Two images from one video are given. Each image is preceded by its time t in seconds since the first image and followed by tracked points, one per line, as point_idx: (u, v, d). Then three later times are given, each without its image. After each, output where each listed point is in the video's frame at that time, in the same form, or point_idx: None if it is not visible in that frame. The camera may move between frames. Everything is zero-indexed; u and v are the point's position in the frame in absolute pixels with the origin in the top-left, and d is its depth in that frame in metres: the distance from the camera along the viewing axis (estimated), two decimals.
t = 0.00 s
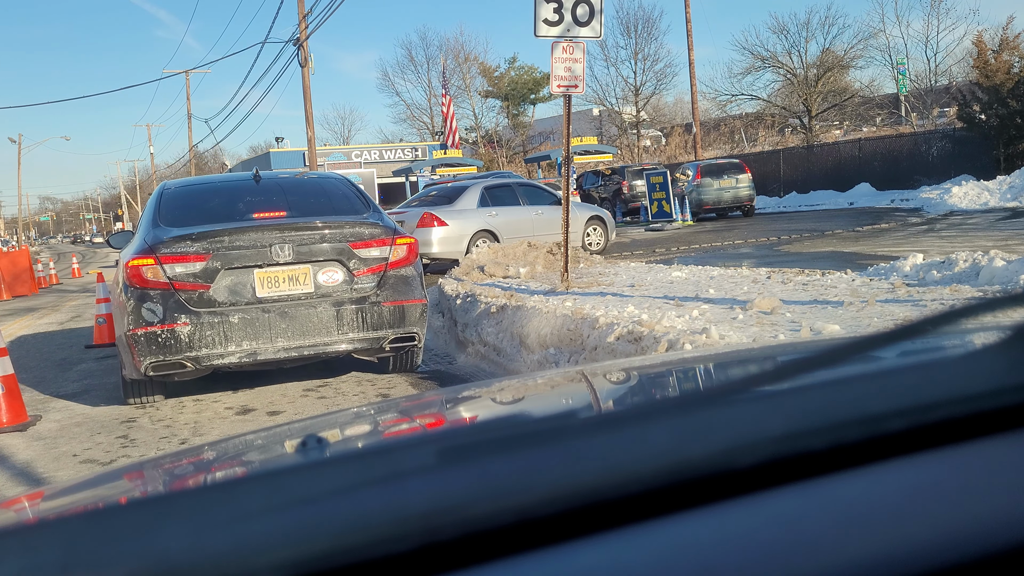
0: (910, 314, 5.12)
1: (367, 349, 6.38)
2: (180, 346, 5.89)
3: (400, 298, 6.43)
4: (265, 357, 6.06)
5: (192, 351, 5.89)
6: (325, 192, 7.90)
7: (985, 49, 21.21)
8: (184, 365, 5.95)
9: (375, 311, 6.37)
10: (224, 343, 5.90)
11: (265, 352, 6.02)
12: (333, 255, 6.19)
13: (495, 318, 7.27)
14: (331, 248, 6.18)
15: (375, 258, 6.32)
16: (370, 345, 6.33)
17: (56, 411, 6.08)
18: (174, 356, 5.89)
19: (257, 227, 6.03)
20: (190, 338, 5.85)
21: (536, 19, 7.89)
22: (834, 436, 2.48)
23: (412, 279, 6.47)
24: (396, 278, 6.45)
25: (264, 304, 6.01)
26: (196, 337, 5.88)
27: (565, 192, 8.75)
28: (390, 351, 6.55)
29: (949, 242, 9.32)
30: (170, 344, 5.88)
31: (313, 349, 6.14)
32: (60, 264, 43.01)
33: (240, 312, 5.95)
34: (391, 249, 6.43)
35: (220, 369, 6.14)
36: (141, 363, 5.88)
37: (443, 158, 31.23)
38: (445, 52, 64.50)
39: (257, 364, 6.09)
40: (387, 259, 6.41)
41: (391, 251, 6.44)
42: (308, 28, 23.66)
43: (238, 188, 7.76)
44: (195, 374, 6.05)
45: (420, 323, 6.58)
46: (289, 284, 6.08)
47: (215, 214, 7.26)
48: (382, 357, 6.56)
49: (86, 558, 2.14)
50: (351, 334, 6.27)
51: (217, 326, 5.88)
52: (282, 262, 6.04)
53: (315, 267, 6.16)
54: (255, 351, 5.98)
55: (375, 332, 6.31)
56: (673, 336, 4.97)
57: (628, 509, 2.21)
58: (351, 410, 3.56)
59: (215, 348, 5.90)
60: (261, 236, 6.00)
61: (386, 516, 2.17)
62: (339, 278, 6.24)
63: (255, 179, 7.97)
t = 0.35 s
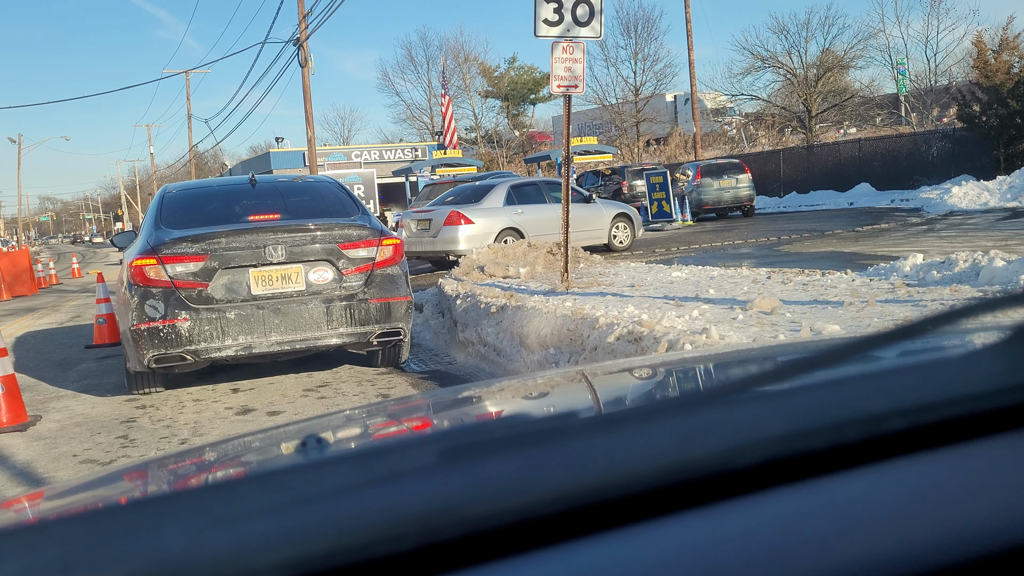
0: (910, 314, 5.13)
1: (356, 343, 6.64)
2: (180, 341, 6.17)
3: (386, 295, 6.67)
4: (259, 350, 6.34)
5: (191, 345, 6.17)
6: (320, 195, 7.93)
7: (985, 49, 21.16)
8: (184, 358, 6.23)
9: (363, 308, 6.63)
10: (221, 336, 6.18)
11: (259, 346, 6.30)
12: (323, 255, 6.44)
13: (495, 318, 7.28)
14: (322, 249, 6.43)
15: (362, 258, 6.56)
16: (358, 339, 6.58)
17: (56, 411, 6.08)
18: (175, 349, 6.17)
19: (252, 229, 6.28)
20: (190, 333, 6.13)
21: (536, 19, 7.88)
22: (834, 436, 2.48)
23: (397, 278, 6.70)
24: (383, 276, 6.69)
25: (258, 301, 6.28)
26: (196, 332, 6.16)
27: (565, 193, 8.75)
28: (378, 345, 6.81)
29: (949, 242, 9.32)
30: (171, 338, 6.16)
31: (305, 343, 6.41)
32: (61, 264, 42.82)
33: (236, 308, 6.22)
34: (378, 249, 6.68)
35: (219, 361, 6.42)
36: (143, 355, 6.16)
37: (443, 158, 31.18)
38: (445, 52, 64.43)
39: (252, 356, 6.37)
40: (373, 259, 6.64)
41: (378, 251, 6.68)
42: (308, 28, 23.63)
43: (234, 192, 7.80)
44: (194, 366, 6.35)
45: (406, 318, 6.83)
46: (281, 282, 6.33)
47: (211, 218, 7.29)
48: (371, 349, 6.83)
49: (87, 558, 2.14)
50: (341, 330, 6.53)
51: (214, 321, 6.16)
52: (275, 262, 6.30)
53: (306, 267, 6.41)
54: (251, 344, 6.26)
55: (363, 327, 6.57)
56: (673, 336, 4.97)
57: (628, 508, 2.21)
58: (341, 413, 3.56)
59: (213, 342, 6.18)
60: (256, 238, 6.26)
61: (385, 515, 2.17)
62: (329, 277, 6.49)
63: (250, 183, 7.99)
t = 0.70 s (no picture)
0: (910, 314, 5.14)
1: (345, 337, 6.92)
2: (180, 334, 6.46)
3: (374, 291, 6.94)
4: (254, 343, 6.61)
5: (190, 337, 6.45)
6: (317, 196, 7.95)
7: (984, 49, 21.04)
8: (184, 349, 6.52)
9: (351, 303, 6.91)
10: (218, 329, 6.46)
11: (255, 338, 6.58)
12: (313, 253, 6.72)
13: (495, 318, 7.28)
14: (312, 247, 6.71)
15: (351, 256, 6.84)
16: (347, 333, 6.86)
17: (56, 411, 6.09)
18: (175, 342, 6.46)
19: (247, 228, 6.58)
20: (188, 326, 6.42)
21: (536, 20, 7.88)
22: (834, 436, 2.48)
23: (384, 275, 6.99)
24: (370, 273, 6.97)
25: (253, 296, 6.57)
26: (194, 325, 6.45)
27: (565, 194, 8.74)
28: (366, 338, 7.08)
29: (949, 242, 9.32)
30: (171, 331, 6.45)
31: (296, 336, 6.68)
32: (60, 264, 42.63)
33: (232, 303, 6.51)
34: (365, 247, 6.95)
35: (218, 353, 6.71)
36: (146, 347, 6.45)
37: (443, 158, 31.15)
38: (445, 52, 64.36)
39: (248, 348, 6.64)
40: (361, 257, 6.92)
41: (365, 249, 6.95)
42: (309, 28, 23.60)
43: (231, 193, 7.82)
44: (194, 358, 6.63)
45: (391, 313, 7.10)
46: (274, 279, 6.61)
47: (210, 219, 7.31)
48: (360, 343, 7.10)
49: (87, 558, 2.14)
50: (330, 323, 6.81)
51: (212, 314, 6.45)
52: (269, 260, 6.58)
53: (298, 264, 6.68)
54: (246, 337, 6.54)
55: (351, 321, 6.84)
56: (673, 336, 4.97)
57: (629, 509, 2.21)
58: (337, 416, 3.56)
59: (210, 334, 6.46)
60: (250, 237, 6.55)
61: (385, 515, 2.17)
62: (319, 274, 6.77)
63: (247, 186, 8.01)
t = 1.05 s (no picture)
0: (910, 314, 5.14)
1: (336, 331, 7.21)
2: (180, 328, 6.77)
3: (363, 288, 7.23)
4: (250, 336, 6.92)
5: (189, 331, 6.76)
6: (314, 198, 7.97)
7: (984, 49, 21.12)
8: (183, 342, 6.83)
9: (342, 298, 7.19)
10: (215, 323, 6.77)
11: (250, 332, 6.88)
12: (306, 252, 7.01)
13: (495, 319, 7.27)
14: (305, 246, 7.01)
15: (342, 254, 7.13)
16: (338, 327, 7.15)
17: (55, 411, 6.09)
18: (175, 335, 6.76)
19: (243, 229, 6.88)
20: (187, 320, 6.73)
21: (536, 20, 7.88)
22: (833, 435, 2.48)
23: (374, 272, 7.28)
24: (360, 271, 7.26)
25: (248, 293, 6.86)
26: (193, 320, 6.76)
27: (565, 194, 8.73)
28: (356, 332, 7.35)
29: (949, 242, 9.32)
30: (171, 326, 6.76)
31: (289, 330, 6.99)
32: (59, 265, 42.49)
33: (229, 299, 6.81)
34: (356, 246, 7.24)
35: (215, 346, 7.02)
36: (147, 341, 6.75)
37: (443, 158, 31.12)
38: (445, 52, 64.30)
39: (244, 342, 6.95)
40: (352, 255, 7.21)
41: (356, 248, 7.24)
42: (309, 28, 23.58)
43: (229, 195, 7.83)
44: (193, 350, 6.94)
45: (381, 309, 7.36)
46: (269, 276, 6.91)
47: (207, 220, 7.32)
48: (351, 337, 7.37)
49: (86, 558, 2.14)
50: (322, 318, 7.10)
51: (209, 310, 6.76)
52: (263, 258, 6.87)
53: (292, 262, 6.98)
54: (242, 331, 6.85)
55: (342, 316, 7.13)
56: (674, 336, 4.97)
57: (629, 508, 2.21)
58: (334, 418, 3.56)
59: (208, 328, 6.77)
60: (246, 237, 6.85)
61: (384, 516, 2.17)
62: (311, 271, 7.06)
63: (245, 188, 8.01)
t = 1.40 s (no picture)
0: (912, 315, 5.13)
1: (329, 326, 7.23)
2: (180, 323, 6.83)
3: (355, 285, 7.24)
4: (247, 331, 6.95)
5: (188, 326, 6.82)
6: (312, 199, 7.99)
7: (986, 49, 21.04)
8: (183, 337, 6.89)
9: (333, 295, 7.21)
10: (213, 318, 6.82)
11: (246, 327, 6.92)
12: (300, 250, 7.03)
13: (496, 319, 7.26)
14: (299, 245, 7.02)
15: (334, 253, 7.13)
16: (329, 323, 7.17)
17: (55, 411, 6.08)
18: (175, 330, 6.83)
19: (239, 228, 6.92)
20: (187, 316, 6.79)
21: (536, 19, 7.87)
22: (833, 436, 2.47)
23: (365, 270, 7.27)
24: (352, 269, 7.26)
25: (244, 289, 6.90)
26: (192, 315, 6.82)
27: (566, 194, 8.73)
28: (348, 327, 7.37)
29: (950, 242, 9.30)
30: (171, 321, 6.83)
31: (283, 326, 7.01)
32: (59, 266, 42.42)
33: (226, 295, 6.86)
34: (348, 245, 7.23)
35: (214, 341, 7.07)
36: (148, 335, 6.82)
37: (442, 158, 31.12)
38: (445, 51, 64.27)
39: (241, 337, 6.99)
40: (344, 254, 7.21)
41: (348, 247, 7.23)
42: (309, 28, 23.58)
43: (228, 197, 7.84)
44: (192, 345, 7.00)
45: (372, 306, 7.37)
46: (264, 274, 6.94)
47: (206, 221, 7.34)
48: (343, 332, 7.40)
49: (87, 559, 2.13)
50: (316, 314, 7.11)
51: (207, 306, 6.81)
52: (258, 257, 6.90)
53: (286, 260, 7.00)
54: (239, 326, 6.88)
55: (334, 312, 7.15)
56: (675, 336, 4.97)
57: (629, 508, 2.20)
58: (334, 420, 3.55)
59: (206, 323, 6.82)
60: (242, 236, 6.88)
61: (385, 515, 2.17)
62: (305, 269, 7.07)
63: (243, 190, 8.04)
